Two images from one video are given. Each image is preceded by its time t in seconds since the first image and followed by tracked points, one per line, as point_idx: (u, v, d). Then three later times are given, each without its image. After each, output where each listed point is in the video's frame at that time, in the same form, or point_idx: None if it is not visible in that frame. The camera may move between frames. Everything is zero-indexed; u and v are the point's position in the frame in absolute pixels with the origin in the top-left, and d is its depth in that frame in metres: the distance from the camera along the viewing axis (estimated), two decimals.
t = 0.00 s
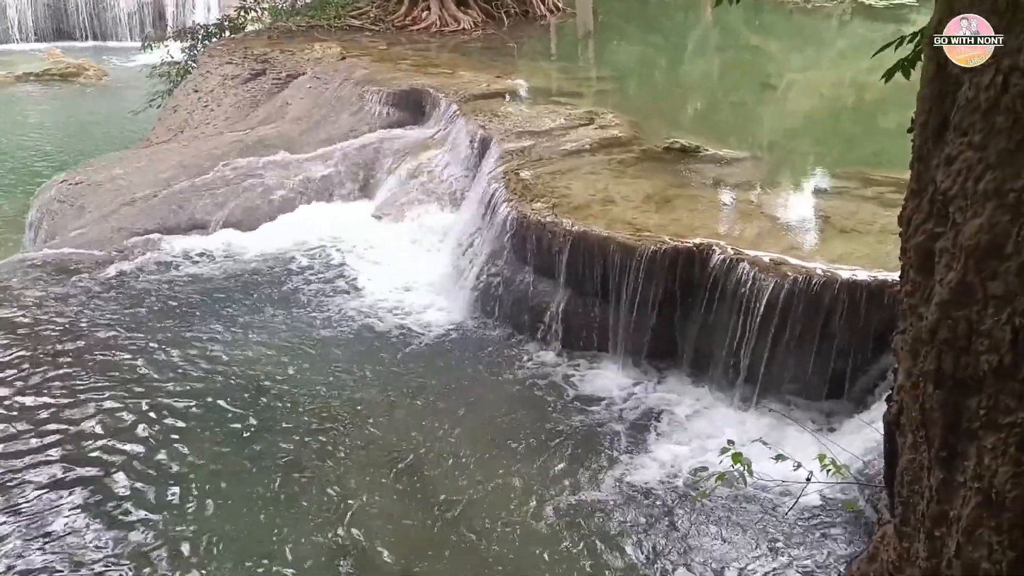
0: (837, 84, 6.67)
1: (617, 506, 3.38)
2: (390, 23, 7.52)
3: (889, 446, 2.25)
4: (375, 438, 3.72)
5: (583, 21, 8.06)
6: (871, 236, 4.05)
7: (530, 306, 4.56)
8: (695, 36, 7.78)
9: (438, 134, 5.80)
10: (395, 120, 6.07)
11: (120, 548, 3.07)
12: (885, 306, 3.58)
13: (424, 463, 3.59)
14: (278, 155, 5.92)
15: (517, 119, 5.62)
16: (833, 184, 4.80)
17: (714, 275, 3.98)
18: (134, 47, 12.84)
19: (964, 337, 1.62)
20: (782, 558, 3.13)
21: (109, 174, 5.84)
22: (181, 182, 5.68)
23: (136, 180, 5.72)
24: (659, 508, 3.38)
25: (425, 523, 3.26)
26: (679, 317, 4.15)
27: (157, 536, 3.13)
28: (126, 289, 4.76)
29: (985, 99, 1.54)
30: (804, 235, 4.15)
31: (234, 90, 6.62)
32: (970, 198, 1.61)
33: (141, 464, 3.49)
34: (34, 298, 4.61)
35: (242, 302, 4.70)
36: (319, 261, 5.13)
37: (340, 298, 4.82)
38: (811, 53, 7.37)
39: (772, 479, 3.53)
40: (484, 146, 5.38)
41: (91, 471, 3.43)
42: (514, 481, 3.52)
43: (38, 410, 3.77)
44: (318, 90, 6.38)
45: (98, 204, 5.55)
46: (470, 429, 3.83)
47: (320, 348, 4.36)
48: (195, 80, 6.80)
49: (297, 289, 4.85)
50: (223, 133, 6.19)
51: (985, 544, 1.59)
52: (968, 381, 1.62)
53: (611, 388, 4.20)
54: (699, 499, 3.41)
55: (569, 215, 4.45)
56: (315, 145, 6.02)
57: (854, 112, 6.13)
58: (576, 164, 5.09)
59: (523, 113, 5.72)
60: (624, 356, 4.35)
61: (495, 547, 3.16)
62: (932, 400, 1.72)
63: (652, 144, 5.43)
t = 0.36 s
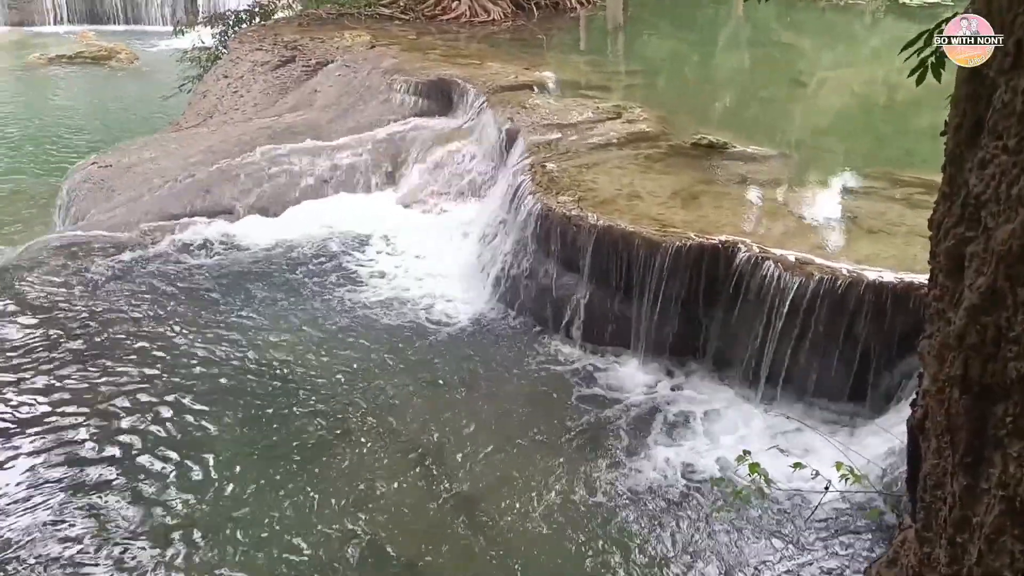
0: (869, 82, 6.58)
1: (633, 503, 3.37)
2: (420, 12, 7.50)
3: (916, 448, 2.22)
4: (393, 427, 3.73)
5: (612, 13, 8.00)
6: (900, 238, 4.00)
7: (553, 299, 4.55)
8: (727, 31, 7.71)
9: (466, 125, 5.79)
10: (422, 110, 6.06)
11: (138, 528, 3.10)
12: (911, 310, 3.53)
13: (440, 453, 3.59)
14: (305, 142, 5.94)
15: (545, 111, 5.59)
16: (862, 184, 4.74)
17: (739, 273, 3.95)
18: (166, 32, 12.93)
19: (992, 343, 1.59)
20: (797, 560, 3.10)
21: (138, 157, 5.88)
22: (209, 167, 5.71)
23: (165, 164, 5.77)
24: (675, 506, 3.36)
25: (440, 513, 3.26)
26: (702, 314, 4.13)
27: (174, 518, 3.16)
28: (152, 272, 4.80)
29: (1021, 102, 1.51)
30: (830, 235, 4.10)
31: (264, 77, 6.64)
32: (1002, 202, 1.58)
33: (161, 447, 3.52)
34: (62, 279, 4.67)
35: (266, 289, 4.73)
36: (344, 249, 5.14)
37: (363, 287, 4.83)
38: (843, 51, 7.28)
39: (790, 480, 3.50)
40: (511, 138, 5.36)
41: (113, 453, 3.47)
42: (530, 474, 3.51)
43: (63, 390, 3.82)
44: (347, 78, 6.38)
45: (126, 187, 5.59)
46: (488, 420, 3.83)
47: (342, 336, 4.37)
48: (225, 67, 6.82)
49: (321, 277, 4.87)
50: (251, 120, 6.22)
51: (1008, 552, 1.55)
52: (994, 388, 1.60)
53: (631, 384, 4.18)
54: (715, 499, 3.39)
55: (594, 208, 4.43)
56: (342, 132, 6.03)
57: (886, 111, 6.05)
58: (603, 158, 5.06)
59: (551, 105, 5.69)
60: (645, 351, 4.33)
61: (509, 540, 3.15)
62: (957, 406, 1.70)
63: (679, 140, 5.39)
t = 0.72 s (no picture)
0: (921, 107, 6.48)
1: (672, 527, 3.32)
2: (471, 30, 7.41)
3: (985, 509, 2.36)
4: (432, 443, 3.72)
5: (659, 32, 7.97)
6: (951, 266, 3.91)
7: (595, 318, 4.51)
8: (775, 53, 7.64)
9: (512, 142, 5.79)
10: (469, 126, 6.06)
11: (178, 535, 3.12)
12: (963, 341, 3.46)
13: (479, 470, 3.58)
14: (353, 155, 5.98)
15: (592, 130, 5.58)
16: (913, 211, 4.65)
17: (785, 297, 3.89)
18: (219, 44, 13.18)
19: None
20: None
21: (190, 167, 5.97)
22: (258, 178, 5.77)
23: (216, 174, 5.84)
24: (715, 533, 3.30)
25: (477, 531, 3.24)
26: (747, 338, 4.06)
27: (213, 526, 3.18)
28: (199, 281, 4.85)
29: None
30: (880, 261, 4.02)
31: (315, 90, 6.72)
32: None
33: (202, 454, 3.55)
34: (113, 286, 4.75)
35: (311, 300, 4.76)
36: (388, 262, 5.16)
37: (406, 300, 4.84)
38: (894, 74, 7.17)
39: (834, 511, 3.42)
40: (558, 156, 5.35)
41: (154, 459, 3.51)
42: (568, 494, 3.47)
43: (110, 395, 3.88)
44: (396, 93, 6.40)
45: (177, 196, 5.67)
46: (527, 439, 3.80)
47: (383, 350, 4.38)
48: (277, 79, 6.97)
49: (366, 290, 4.89)
50: (301, 133, 6.29)
51: None
52: None
53: (672, 405, 4.12)
54: (756, 528, 3.33)
55: (639, 228, 4.39)
56: (390, 147, 6.07)
57: (938, 137, 5.94)
58: (650, 178, 5.02)
59: (598, 124, 5.67)
60: (687, 373, 4.26)
61: (546, 561, 3.12)
62: None
63: (727, 162, 5.33)
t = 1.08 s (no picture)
0: (982, 155, 6.35)
1: None
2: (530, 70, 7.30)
3: None
4: (478, 480, 3.71)
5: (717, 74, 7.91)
6: (1015, 319, 3.80)
7: (647, 360, 4.42)
8: (832, 97, 7.59)
9: (568, 181, 5.79)
10: (525, 163, 6.07)
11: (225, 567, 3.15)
12: None
13: (525, 508, 3.55)
14: (410, 190, 6.02)
15: (648, 171, 5.56)
16: (973, 260, 4.54)
17: (842, 345, 3.81)
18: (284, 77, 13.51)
19: None
20: None
21: (252, 197, 6.07)
22: (317, 209, 5.84)
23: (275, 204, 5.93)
24: None
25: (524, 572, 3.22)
26: (802, 386, 3.97)
27: (261, 558, 3.20)
28: (256, 310, 4.90)
29: None
30: (938, 309, 3.92)
31: (376, 125, 6.81)
32: None
33: (252, 483, 3.59)
34: (172, 311, 4.83)
35: (363, 333, 4.77)
36: (440, 297, 5.16)
37: (455, 335, 4.83)
38: (954, 121, 7.07)
39: (891, 565, 3.32)
40: (613, 197, 5.34)
41: (205, 486, 3.55)
42: (615, 538, 3.43)
43: (165, 421, 3.93)
44: (456, 130, 6.43)
45: (238, 224, 5.76)
46: (574, 479, 3.77)
47: (433, 386, 4.36)
48: (339, 113, 7.11)
49: (417, 323, 4.89)
50: (361, 166, 6.37)
51: None
52: None
53: (723, 450, 4.03)
54: None
55: (695, 270, 4.33)
56: (447, 182, 6.10)
57: (1000, 185, 5.81)
58: (706, 220, 4.97)
59: (655, 165, 5.66)
60: (739, 419, 4.16)
61: None
62: None
63: (785, 205, 5.26)
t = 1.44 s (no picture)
0: None
1: None
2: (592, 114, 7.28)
3: None
4: (528, 527, 3.66)
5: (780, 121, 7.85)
6: None
7: (704, 410, 4.30)
8: (895, 148, 7.48)
9: (629, 226, 5.74)
10: (585, 208, 6.03)
11: None
12: None
13: (574, 560, 3.50)
14: (471, 232, 6.06)
15: (709, 218, 5.50)
16: None
17: (907, 401, 3.69)
18: (350, 116, 13.78)
19: None
20: None
21: (314, 233, 6.15)
22: (378, 248, 5.89)
23: (338, 242, 6.00)
24: None
25: None
26: (865, 441, 3.83)
27: None
28: (314, 346, 4.93)
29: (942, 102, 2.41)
30: (1007, 368, 3.78)
31: (438, 166, 6.86)
32: None
33: (303, 524, 3.60)
34: (232, 343, 4.89)
35: (418, 374, 4.76)
36: (495, 339, 5.14)
37: (510, 377, 4.79)
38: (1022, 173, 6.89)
39: None
40: (674, 243, 5.28)
41: (256, 524, 3.57)
42: None
43: (221, 455, 3.97)
44: (518, 173, 6.42)
45: (300, 260, 5.83)
46: (625, 530, 3.70)
47: (486, 430, 4.33)
48: (404, 153, 7.18)
49: (472, 365, 4.88)
50: (422, 207, 6.42)
51: None
52: None
53: (783, 505, 3.90)
54: None
55: (757, 319, 4.22)
56: (507, 226, 6.13)
57: None
58: (768, 268, 4.88)
59: (716, 212, 5.60)
60: (799, 474, 4.03)
61: None
62: None
63: (850, 257, 5.15)
